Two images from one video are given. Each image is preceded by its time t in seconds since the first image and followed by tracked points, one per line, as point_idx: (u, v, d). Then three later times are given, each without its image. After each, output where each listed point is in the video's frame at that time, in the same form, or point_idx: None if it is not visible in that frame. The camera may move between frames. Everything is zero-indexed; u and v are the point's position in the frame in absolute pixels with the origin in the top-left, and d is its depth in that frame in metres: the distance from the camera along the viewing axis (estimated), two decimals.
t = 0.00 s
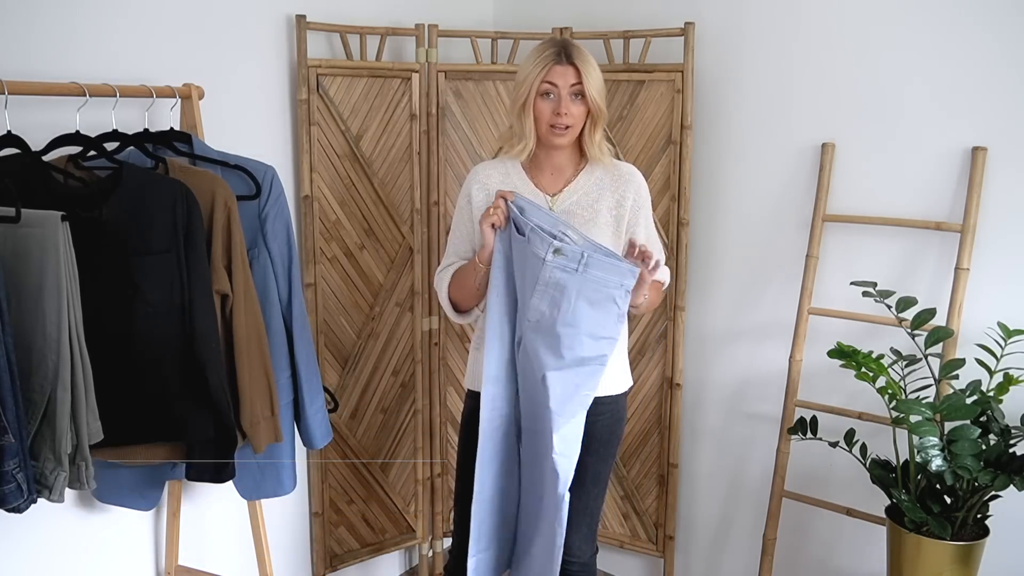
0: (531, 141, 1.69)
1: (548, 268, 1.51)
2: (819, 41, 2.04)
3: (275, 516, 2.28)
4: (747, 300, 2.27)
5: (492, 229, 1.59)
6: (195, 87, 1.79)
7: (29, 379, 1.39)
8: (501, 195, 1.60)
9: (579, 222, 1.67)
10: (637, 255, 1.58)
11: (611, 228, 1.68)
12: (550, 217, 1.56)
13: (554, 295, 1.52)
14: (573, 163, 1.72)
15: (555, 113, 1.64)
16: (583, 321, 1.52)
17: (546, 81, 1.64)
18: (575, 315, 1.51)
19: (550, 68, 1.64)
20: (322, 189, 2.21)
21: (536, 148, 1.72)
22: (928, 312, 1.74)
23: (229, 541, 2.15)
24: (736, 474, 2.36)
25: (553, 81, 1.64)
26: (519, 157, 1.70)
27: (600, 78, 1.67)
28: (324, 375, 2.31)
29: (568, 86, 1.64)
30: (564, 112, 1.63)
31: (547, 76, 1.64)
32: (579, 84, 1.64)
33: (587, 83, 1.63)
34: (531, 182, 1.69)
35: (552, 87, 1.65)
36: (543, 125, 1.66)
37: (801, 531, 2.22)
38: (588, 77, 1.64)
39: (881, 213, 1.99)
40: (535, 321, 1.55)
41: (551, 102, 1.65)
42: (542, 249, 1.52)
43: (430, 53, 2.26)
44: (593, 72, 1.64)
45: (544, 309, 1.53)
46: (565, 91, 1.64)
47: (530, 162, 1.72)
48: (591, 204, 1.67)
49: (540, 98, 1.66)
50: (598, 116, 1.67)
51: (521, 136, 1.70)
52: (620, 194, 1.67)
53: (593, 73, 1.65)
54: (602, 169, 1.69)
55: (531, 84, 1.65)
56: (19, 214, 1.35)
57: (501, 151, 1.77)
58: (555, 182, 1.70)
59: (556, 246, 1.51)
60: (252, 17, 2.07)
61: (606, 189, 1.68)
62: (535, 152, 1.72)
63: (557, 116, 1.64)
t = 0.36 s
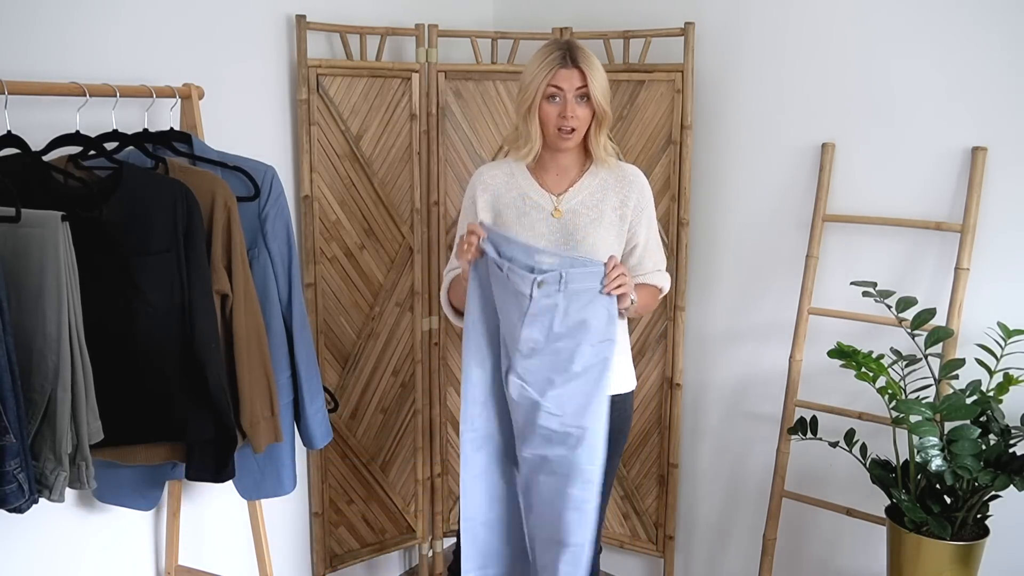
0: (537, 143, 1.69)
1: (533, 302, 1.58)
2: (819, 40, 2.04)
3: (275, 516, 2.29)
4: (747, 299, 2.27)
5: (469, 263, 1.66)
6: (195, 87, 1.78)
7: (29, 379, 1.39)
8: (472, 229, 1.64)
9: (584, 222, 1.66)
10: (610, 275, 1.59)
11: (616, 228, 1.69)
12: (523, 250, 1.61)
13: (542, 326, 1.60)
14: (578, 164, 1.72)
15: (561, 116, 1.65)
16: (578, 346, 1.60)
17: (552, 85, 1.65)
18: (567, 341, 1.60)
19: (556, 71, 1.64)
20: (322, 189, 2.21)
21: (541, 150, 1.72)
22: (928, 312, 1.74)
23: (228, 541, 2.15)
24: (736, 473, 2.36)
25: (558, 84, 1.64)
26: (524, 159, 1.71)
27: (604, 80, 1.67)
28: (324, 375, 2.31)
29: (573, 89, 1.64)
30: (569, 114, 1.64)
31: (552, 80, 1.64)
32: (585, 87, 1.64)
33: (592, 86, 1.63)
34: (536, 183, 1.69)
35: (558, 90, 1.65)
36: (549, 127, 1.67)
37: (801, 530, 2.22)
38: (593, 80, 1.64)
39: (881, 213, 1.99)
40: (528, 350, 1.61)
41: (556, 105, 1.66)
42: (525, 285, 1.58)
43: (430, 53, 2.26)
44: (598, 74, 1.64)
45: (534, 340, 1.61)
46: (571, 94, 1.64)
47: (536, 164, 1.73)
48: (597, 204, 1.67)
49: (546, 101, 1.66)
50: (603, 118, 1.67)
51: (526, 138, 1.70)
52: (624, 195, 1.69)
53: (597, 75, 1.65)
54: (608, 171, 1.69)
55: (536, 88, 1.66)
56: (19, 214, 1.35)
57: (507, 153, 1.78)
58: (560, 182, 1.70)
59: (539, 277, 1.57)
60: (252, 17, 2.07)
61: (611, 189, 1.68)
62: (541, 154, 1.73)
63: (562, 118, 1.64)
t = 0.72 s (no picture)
0: (537, 143, 1.70)
1: (544, 293, 1.54)
2: (819, 40, 2.04)
3: (275, 516, 2.29)
4: (747, 300, 2.27)
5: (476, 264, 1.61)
6: (195, 87, 1.78)
7: (31, 379, 1.39)
8: (480, 231, 1.60)
9: (584, 223, 1.67)
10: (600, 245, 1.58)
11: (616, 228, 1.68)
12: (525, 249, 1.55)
13: (555, 312, 1.57)
14: (580, 163, 1.73)
15: (560, 116, 1.65)
16: (590, 317, 1.60)
17: (550, 84, 1.65)
18: (579, 317, 1.59)
19: (554, 71, 1.64)
20: (322, 189, 2.21)
21: (542, 149, 1.73)
22: (928, 312, 1.74)
23: (228, 541, 2.15)
24: (736, 473, 2.36)
25: (557, 84, 1.64)
26: (524, 160, 1.72)
27: (604, 79, 1.66)
28: (324, 374, 2.31)
29: (572, 89, 1.64)
30: (569, 114, 1.63)
31: (551, 79, 1.64)
32: (584, 86, 1.64)
33: (591, 86, 1.63)
34: (537, 183, 1.70)
35: (557, 90, 1.65)
36: (548, 125, 1.67)
37: (801, 530, 2.22)
38: (593, 80, 1.63)
39: (881, 214, 1.99)
40: (545, 340, 1.58)
41: (556, 105, 1.66)
42: (532, 281, 1.53)
43: (430, 53, 2.26)
44: (597, 74, 1.64)
45: (547, 329, 1.58)
46: (570, 94, 1.64)
47: (536, 164, 1.73)
48: (598, 205, 1.68)
49: (545, 102, 1.66)
50: (603, 118, 1.67)
51: (526, 138, 1.70)
52: (626, 193, 1.68)
53: (597, 75, 1.64)
54: (608, 170, 1.69)
55: (535, 88, 1.66)
56: (20, 214, 1.35)
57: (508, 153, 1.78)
58: (560, 183, 1.71)
59: (542, 268, 1.53)
60: (252, 17, 2.07)
61: (611, 188, 1.68)
62: (541, 153, 1.73)
63: (561, 118, 1.64)
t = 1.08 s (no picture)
0: (536, 145, 1.70)
1: (548, 305, 1.59)
2: (819, 40, 2.04)
3: (275, 516, 2.28)
4: (747, 299, 2.27)
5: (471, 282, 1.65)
6: (195, 87, 1.78)
7: (31, 379, 1.39)
8: (473, 249, 1.64)
9: (584, 223, 1.68)
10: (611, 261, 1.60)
11: (615, 228, 1.69)
12: (526, 263, 1.59)
13: (563, 325, 1.62)
14: (580, 165, 1.73)
15: (558, 118, 1.65)
16: (598, 327, 1.65)
17: (549, 87, 1.65)
18: (587, 329, 1.64)
19: (552, 74, 1.63)
20: (322, 189, 2.21)
21: (542, 151, 1.73)
22: (928, 312, 1.74)
23: (228, 541, 2.15)
24: (736, 473, 2.36)
25: (555, 87, 1.64)
26: (524, 161, 1.72)
27: (602, 81, 1.66)
28: (324, 375, 2.32)
29: (570, 92, 1.64)
30: (567, 117, 1.64)
31: (549, 82, 1.64)
32: (583, 89, 1.64)
33: (589, 88, 1.63)
34: (536, 184, 1.71)
35: (555, 93, 1.65)
36: (547, 128, 1.67)
37: (802, 530, 2.22)
38: (591, 82, 1.63)
39: (881, 214, 1.99)
40: (554, 352, 1.63)
41: (554, 107, 1.66)
42: (535, 293, 1.58)
43: (430, 53, 2.26)
44: (595, 76, 1.64)
45: (555, 341, 1.62)
46: (568, 97, 1.64)
47: (536, 166, 1.74)
48: (597, 206, 1.68)
49: (543, 104, 1.66)
50: (601, 120, 1.67)
51: (525, 140, 1.71)
52: (626, 194, 1.68)
53: (595, 77, 1.64)
54: (608, 172, 1.69)
55: (533, 91, 1.66)
56: (20, 214, 1.35)
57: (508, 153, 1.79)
58: (560, 184, 1.72)
59: (547, 281, 1.57)
60: (252, 17, 2.07)
61: (611, 189, 1.68)
62: (540, 155, 1.73)
63: (560, 121, 1.65)
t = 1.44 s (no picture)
0: (536, 144, 1.70)
1: (548, 299, 1.59)
2: (820, 40, 2.04)
3: (275, 515, 2.28)
4: (747, 299, 2.27)
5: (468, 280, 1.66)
6: (195, 87, 1.78)
7: (29, 379, 1.39)
8: (469, 247, 1.65)
9: (584, 221, 1.68)
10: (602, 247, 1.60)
11: (615, 227, 1.69)
12: (524, 258, 1.59)
13: (564, 321, 1.62)
14: (580, 164, 1.73)
15: (556, 118, 1.65)
16: (595, 323, 1.64)
17: (546, 87, 1.65)
18: (588, 325, 1.64)
19: (550, 73, 1.64)
20: (322, 189, 2.20)
21: (541, 150, 1.73)
22: (928, 312, 1.74)
23: (227, 541, 2.15)
24: (736, 473, 2.36)
25: (553, 86, 1.64)
26: (525, 160, 1.72)
27: (601, 81, 1.66)
28: (324, 375, 2.31)
29: (568, 91, 1.64)
30: (564, 116, 1.64)
31: (547, 81, 1.64)
32: (579, 89, 1.64)
33: (586, 88, 1.63)
34: (537, 182, 1.71)
35: (553, 92, 1.65)
36: (546, 127, 1.67)
37: (802, 530, 2.22)
38: (588, 82, 1.63)
39: (881, 214, 1.99)
40: (555, 349, 1.63)
41: (552, 107, 1.66)
42: (535, 287, 1.58)
43: (430, 53, 2.26)
44: (593, 75, 1.63)
45: (556, 337, 1.62)
46: (565, 97, 1.64)
47: (536, 163, 1.74)
48: (598, 205, 1.68)
49: (541, 104, 1.67)
50: (600, 119, 1.67)
51: (525, 139, 1.71)
52: (626, 194, 1.68)
53: (593, 77, 1.64)
54: (610, 173, 1.69)
55: (532, 90, 1.67)
56: (19, 214, 1.35)
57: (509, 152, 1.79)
58: (561, 183, 1.72)
59: (546, 274, 1.57)
60: (252, 17, 2.07)
61: (612, 188, 1.68)
62: (541, 153, 1.74)
63: (558, 120, 1.65)
